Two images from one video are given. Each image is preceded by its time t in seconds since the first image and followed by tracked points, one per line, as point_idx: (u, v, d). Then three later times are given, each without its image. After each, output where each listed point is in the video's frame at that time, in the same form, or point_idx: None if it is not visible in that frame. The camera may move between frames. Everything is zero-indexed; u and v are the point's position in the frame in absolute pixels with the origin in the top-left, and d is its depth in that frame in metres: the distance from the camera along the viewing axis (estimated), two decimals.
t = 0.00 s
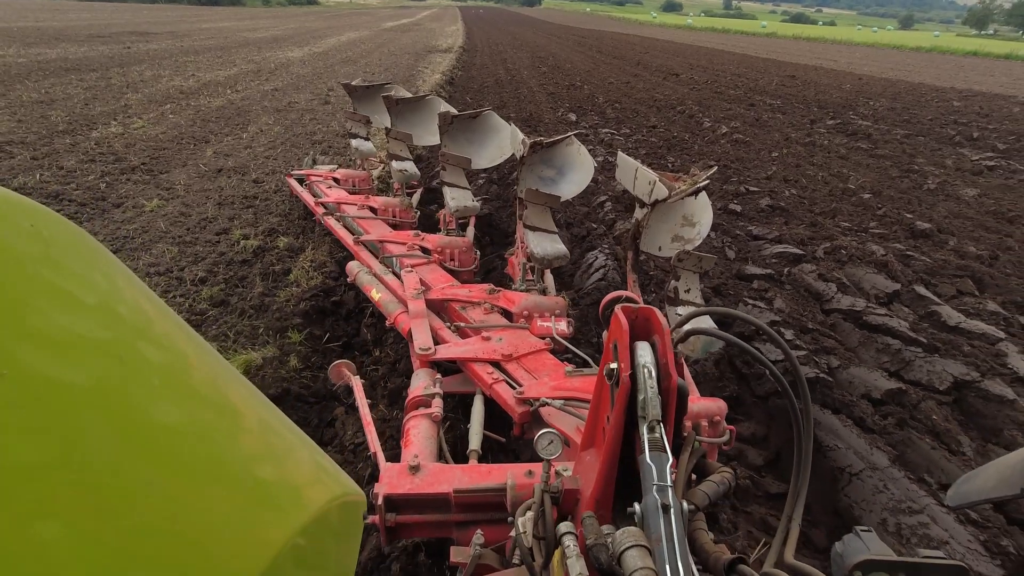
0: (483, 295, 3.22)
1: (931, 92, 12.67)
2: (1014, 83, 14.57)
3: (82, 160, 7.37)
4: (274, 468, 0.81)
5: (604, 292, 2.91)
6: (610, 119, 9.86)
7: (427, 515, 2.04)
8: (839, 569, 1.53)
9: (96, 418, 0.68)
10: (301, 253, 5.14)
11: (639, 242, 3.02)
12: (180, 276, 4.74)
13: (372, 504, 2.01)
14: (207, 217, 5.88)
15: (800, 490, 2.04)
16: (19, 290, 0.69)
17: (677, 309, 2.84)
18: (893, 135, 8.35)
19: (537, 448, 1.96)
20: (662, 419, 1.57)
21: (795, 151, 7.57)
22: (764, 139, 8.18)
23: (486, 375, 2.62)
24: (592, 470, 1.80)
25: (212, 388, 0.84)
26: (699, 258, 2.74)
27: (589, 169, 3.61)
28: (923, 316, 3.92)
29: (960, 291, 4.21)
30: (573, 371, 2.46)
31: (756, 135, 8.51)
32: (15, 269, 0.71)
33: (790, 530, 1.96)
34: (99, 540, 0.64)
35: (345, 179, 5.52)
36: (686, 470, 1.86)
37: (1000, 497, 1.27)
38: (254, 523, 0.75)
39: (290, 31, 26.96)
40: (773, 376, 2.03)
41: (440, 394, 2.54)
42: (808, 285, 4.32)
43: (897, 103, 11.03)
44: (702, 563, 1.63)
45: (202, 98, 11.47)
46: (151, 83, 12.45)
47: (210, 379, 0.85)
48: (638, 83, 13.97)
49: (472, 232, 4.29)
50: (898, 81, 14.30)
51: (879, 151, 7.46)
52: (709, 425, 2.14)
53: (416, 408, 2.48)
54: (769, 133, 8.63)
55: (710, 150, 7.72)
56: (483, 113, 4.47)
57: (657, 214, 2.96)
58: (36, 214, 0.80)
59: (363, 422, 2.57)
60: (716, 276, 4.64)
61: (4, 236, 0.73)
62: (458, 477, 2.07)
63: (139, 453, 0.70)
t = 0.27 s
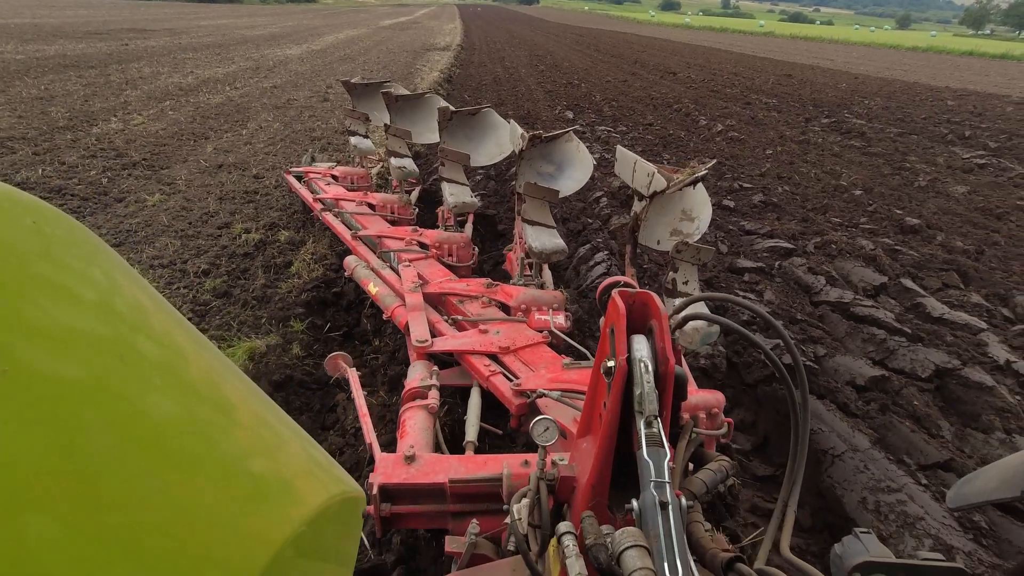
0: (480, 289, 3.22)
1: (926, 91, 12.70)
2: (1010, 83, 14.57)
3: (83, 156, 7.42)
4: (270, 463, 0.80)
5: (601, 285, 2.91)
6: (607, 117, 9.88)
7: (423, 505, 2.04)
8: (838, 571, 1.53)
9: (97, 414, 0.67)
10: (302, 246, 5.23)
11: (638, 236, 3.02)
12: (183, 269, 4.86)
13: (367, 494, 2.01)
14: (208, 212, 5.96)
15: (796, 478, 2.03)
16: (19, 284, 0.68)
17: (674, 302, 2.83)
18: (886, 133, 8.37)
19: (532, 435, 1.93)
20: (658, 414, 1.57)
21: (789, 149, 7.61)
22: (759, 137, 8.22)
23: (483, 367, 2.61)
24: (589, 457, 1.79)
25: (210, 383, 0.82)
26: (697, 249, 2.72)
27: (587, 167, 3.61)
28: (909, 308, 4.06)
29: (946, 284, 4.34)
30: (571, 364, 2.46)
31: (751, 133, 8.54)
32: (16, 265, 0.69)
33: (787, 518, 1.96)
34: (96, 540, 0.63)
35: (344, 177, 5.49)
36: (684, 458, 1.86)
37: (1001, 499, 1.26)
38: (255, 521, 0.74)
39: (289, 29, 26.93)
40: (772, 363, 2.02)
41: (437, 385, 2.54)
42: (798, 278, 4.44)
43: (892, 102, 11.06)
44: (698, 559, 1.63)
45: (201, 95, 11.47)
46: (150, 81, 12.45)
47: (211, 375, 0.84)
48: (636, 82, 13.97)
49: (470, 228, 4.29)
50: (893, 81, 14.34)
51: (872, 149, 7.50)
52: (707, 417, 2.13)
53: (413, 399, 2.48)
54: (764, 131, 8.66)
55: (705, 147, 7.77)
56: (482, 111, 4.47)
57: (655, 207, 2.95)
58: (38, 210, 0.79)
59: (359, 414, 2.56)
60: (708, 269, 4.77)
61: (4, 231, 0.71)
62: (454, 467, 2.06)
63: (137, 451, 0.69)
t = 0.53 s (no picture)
0: (477, 284, 3.20)
1: (919, 88, 12.73)
2: (1002, 81, 14.59)
3: (83, 151, 7.40)
4: (263, 458, 0.78)
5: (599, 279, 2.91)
6: (603, 113, 9.88)
7: (418, 502, 2.03)
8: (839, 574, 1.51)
9: (92, 408, 0.66)
10: (302, 237, 5.25)
11: (636, 229, 3.00)
12: (186, 259, 4.86)
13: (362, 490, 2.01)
14: (209, 205, 5.97)
15: (793, 474, 2.02)
16: (13, 276, 0.66)
17: (673, 295, 2.79)
18: (879, 130, 8.39)
19: (528, 431, 1.91)
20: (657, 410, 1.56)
21: (782, 145, 7.65)
22: (752, 133, 8.25)
23: (479, 362, 2.60)
24: (587, 454, 1.78)
25: (203, 377, 0.80)
26: (696, 242, 2.71)
27: (585, 160, 3.60)
28: (893, 297, 4.17)
29: (930, 275, 4.44)
30: (568, 358, 2.45)
31: (745, 129, 8.57)
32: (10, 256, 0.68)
33: (783, 514, 1.94)
34: (89, 536, 0.61)
35: (340, 172, 5.51)
36: (682, 455, 1.86)
37: (1001, 504, 1.26)
38: (252, 519, 0.73)
39: (285, 26, 26.81)
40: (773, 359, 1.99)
41: (432, 380, 2.53)
42: (786, 269, 4.56)
43: (885, 99, 11.08)
44: (695, 558, 1.63)
45: (199, 91, 11.41)
46: (148, 77, 12.37)
47: (208, 372, 0.82)
48: (632, 79, 13.96)
49: (467, 223, 4.26)
50: (886, 78, 14.37)
51: (864, 145, 7.55)
52: (705, 412, 2.13)
53: (408, 394, 2.46)
54: (758, 127, 8.69)
55: (699, 143, 7.80)
56: (478, 105, 4.45)
57: (654, 200, 2.94)
58: (32, 202, 0.77)
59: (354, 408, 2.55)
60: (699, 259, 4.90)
61: None
62: (450, 463, 2.05)
63: (131, 445, 0.68)
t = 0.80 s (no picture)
0: (474, 280, 3.20)
1: (912, 85, 12.81)
2: (994, 77, 14.67)
3: (86, 147, 7.41)
4: (258, 455, 0.78)
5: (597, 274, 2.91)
6: (599, 109, 9.91)
7: (414, 498, 2.02)
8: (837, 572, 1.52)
9: (88, 405, 0.65)
10: (305, 230, 5.29)
11: (633, 224, 2.99)
12: (192, 251, 4.90)
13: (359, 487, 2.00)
14: (212, 199, 6.00)
15: (791, 467, 2.00)
16: (9, 271, 0.65)
17: (671, 289, 2.79)
18: (871, 126, 8.46)
19: (525, 427, 1.91)
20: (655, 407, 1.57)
21: (775, 141, 7.73)
22: (746, 130, 8.32)
23: (476, 358, 2.60)
24: (584, 449, 1.78)
25: (198, 375, 0.80)
26: (693, 236, 2.71)
27: (582, 155, 3.59)
28: (877, 285, 4.36)
29: (914, 264, 4.64)
30: (565, 352, 2.45)
31: (739, 125, 8.63)
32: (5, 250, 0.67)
33: (780, 508, 1.94)
34: (87, 534, 0.61)
35: (338, 169, 5.54)
36: (680, 450, 1.85)
37: (999, 503, 1.26)
38: (250, 516, 0.73)
39: (281, 24, 26.71)
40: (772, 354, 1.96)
41: (429, 376, 2.52)
42: (776, 259, 4.75)
43: (878, 95, 11.14)
44: (692, 555, 1.63)
45: (198, 89, 11.38)
46: (148, 75, 12.31)
47: (204, 369, 0.82)
48: (628, 76, 13.96)
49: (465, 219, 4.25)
50: (880, 75, 14.44)
51: (855, 141, 7.64)
52: (703, 406, 2.13)
53: (405, 390, 2.45)
54: (752, 123, 8.75)
55: (694, 139, 7.87)
56: (474, 101, 4.44)
57: (651, 193, 2.93)
58: (26, 198, 0.76)
59: (350, 404, 2.55)
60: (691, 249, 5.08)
61: None
62: (446, 459, 2.05)
63: (128, 443, 0.67)
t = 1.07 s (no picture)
0: (473, 280, 3.20)
1: (909, 81, 12.84)
2: (994, 74, 14.65)
3: (97, 146, 7.45)
4: (255, 452, 0.78)
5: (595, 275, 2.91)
6: (597, 107, 9.95)
7: (412, 497, 2.02)
8: (831, 570, 1.52)
9: (85, 401, 0.66)
10: (310, 227, 5.34)
11: (631, 225, 3.00)
12: (203, 246, 5.01)
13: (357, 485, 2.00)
14: (221, 195, 6.07)
15: (785, 471, 1.96)
16: (6, 270, 0.66)
17: (668, 290, 2.79)
18: (865, 122, 8.51)
19: (522, 426, 1.91)
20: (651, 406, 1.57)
21: (769, 137, 7.79)
22: (742, 126, 8.37)
23: (474, 358, 2.60)
24: (581, 449, 1.78)
25: (196, 372, 0.80)
26: (690, 238, 2.72)
27: (580, 155, 3.60)
28: (861, 274, 4.47)
29: (897, 254, 4.72)
30: (563, 354, 2.46)
31: (735, 122, 8.68)
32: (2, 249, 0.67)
33: (776, 507, 1.93)
34: (83, 530, 0.61)
35: (337, 169, 5.53)
36: (675, 449, 1.86)
37: (992, 501, 1.27)
38: (248, 512, 0.73)
39: (283, 24, 26.72)
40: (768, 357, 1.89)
41: (428, 376, 2.53)
42: (764, 249, 4.85)
43: (875, 92, 11.17)
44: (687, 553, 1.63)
45: (203, 89, 11.38)
46: (154, 75, 12.30)
47: (203, 366, 0.82)
48: (627, 74, 13.97)
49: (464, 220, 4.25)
50: (877, 72, 14.46)
51: (849, 136, 7.69)
52: (700, 407, 2.13)
53: (403, 390, 2.46)
54: (748, 119, 8.80)
55: (690, 135, 7.93)
56: (473, 102, 4.45)
57: (649, 195, 2.94)
58: (25, 197, 0.76)
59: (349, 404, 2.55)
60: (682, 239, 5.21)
61: None
62: (444, 458, 2.06)
63: (126, 439, 0.68)
